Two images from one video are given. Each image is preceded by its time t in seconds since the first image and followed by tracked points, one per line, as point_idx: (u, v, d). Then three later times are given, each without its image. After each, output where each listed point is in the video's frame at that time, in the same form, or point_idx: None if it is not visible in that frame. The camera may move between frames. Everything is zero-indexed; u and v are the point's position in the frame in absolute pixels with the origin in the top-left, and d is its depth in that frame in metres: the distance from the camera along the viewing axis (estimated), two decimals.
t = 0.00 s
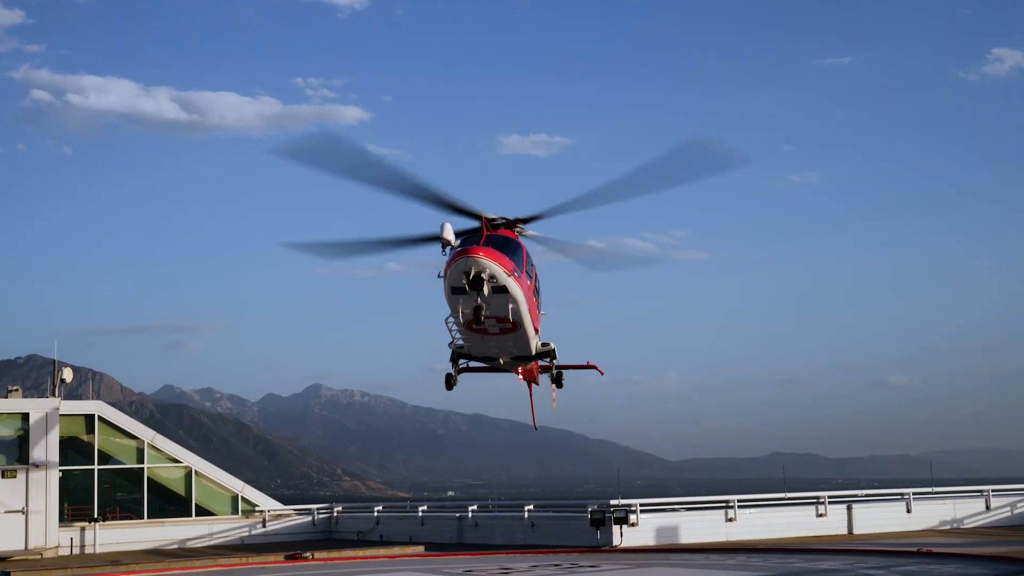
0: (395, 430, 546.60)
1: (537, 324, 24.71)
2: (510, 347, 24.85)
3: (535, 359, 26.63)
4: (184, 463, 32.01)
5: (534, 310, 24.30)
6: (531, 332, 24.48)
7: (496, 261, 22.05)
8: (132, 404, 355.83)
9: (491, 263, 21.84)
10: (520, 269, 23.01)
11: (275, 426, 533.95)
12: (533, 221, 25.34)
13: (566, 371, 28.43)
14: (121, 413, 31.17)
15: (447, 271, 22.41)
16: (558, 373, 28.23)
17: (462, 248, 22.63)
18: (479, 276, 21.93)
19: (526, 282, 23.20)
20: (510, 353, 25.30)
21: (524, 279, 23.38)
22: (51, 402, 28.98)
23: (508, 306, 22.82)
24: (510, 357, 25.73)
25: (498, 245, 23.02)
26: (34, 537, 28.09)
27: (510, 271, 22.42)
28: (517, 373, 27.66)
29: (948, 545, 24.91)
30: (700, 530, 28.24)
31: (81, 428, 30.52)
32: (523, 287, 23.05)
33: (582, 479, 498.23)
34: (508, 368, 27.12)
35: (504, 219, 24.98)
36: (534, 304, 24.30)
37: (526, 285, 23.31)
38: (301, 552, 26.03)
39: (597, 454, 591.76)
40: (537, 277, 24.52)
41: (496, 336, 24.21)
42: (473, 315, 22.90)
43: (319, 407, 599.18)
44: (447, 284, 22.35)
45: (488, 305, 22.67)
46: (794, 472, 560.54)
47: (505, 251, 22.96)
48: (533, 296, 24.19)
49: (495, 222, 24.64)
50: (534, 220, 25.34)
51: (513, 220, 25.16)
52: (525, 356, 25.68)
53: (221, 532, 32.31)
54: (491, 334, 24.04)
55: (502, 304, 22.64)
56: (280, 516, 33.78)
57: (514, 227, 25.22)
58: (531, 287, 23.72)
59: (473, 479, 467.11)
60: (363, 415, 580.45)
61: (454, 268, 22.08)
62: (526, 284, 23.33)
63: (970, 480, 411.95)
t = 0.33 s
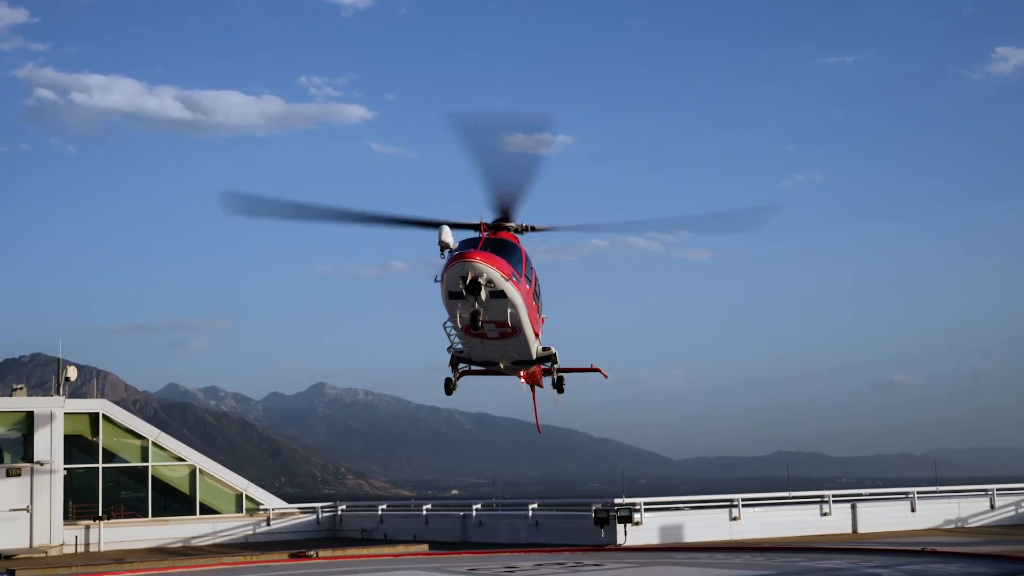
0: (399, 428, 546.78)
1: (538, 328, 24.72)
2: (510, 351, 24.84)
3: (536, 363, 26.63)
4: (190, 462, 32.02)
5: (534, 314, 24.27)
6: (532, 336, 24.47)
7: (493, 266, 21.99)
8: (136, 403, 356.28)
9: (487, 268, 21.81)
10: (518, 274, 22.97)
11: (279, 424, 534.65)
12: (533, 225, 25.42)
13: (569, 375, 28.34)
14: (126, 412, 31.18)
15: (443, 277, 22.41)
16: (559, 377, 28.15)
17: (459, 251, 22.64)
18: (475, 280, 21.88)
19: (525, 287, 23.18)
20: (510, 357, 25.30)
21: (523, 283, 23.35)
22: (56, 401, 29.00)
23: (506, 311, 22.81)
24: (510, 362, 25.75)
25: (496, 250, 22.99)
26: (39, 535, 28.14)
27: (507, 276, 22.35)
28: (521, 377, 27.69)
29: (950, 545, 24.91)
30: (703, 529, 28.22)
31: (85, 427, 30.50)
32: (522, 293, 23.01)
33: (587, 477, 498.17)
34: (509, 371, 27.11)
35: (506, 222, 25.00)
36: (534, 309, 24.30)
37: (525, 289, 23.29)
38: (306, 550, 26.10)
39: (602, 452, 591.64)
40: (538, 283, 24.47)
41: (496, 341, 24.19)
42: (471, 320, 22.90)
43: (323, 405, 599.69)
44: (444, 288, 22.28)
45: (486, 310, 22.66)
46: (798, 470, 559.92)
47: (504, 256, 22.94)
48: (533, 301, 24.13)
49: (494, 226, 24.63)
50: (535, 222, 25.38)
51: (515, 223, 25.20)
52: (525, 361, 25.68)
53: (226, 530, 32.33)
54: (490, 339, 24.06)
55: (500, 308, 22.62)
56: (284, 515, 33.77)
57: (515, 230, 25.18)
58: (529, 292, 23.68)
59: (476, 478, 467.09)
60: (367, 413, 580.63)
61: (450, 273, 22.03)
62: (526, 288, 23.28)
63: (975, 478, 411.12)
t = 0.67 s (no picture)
0: (405, 425, 547.58)
1: (539, 331, 24.58)
2: (514, 353, 24.78)
3: (539, 366, 26.51)
4: (196, 459, 32.03)
5: (536, 316, 24.17)
6: (534, 339, 24.36)
7: (492, 270, 21.90)
8: (142, 401, 357.54)
9: (486, 271, 21.70)
10: (519, 276, 22.89)
11: (285, 422, 535.77)
12: (536, 225, 25.34)
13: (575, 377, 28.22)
14: (132, 410, 31.20)
15: (442, 280, 22.28)
16: (564, 379, 28.04)
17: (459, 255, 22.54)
18: (474, 284, 21.76)
19: (526, 290, 23.09)
20: (513, 359, 25.24)
21: (523, 285, 23.25)
22: (62, 398, 29.00)
23: (507, 313, 22.73)
24: (512, 365, 25.70)
25: (496, 251, 22.89)
26: (46, 531, 28.20)
27: (508, 279, 22.26)
28: (525, 379, 27.59)
29: (958, 543, 24.87)
30: (709, 526, 28.17)
31: (91, 423, 30.51)
32: (523, 295, 22.96)
33: (593, 474, 498.69)
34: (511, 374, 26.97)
35: (505, 223, 24.91)
36: (536, 311, 24.21)
37: (525, 292, 23.19)
38: (312, 547, 26.11)
39: (607, 450, 591.99)
40: (539, 285, 24.40)
41: (499, 344, 24.11)
42: (471, 324, 22.79)
43: (329, 402, 600.82)
44: (442, 291, 22.19)
45: (486, 313, 22.54)
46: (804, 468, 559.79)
47: (505, 259, 22.85)
48: (535, 304, 24.01)
49: (494, 226, 24.56)
50: (536, 223, 25.27)
51: (517, 224, 25.13)
52: (528, 363, 25.58)
53: (232, 527, 32.41)
54: (492, 342, 23.98)
55: (501, 311, 22.53)
56: (290, 511, 33.77)
57: (516, 230, 25.14)
58: (531, 294, 23.57)
59: (482, 475, 467.87)
60: (373, 410, 581.54)
61: (449, 277, 21.94)
62: (526, 291, 23.16)
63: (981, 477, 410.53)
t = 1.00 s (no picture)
0: (409, 419, 548.07)
1: (539, 330, 24.53)
2: (514, 353, 24.76)
3: (540, 366, 26.45)
4: (200, 452, 32.06)
5: (536, 316, 24.11)
6: (534, 339, 24.31)
7: (489, 270, 21.83)
8: (147, 395, 359.11)
9: (484, 271, 21.64)
10: (517, 277, 22.80)
11: (290, 416, 536.81)
12: (537, 223, 25.37)
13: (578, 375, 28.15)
14: (138, 404, 31.25)
15: (439, 281, 22.24)
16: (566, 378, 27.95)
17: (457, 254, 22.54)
18: (472, 284, 21.71)
19: (525, 290, 22.98)
20: (513, 360, 25.21)
21: (522, 286, 23.17)
22: (67, 392, 29.03)
23: (506, 315, 22.63)
24: (513, 365, 25.67)
25: (494, 252, 22.82)
26: (51, 524, 28.29)
27: (505, 280, 22.19)
28: (527, 379, 27.45)
29: (960, 537, 24.86)
30: (713, 520, 28.14)
31: (97, 417, 30.55)
32: (522, 296, 22.81)
33: (597, 469, 498.76)
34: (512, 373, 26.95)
35: (504, 221, 24.97)
36: (536, 311, 24.16)
37: (525, 293, 23.10)
38: (315, 541, 26.09)
39: (612, 444, 592.24)
40: (539, 284, 24.30)
41: (498, 344, 24.05)
42: (468, 325, 22.74)
43: (333, 396, 601.71)
44: (440, 292, 22.17)
45: (483, 314, 22.48)
46: (808, 463, 559.42)
47: (504, 258, 22.79)
48: (534, 304, 23.94)
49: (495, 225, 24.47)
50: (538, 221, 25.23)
51: (518, 221, 25.20)
52: (529, 363, 25.54)
53: (236, 521, 32.42)
54: (492, 342, 23.92)
55: (499, 312, 22.47)
56: (294, 506, 33.85)
57: (517, 229, 25.12)
58: (530, 295, 23.45)
59: (486, 469, 468.60)
60: (377, 404, 582.29)
61: (446, 277, 21.89)
62: (526, 291, 23.09)
63: (985, 470, 409.80)
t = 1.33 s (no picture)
0: (412, 413, 548.69)
1: (538, 330, 24.64)
2: (512, 353, 24.77)
3: (539, 366, 26.46)
4: (202, 446, 32.07)
5: (534, 317, 24.17)
6: (531, 339, 24.33)
7: (485, 270, 21.74)
8: (150, 389, 360.52)
9: (479, 272, 21.54)
10: (514, 276, 22.71)
11: (292, 410, 537.39)
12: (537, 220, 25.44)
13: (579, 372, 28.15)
14: (143, 398, 31.31)
15: (433, 282, 22.17)
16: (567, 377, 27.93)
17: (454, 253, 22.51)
18: (467, 284, 21.63)
19: (521, 290, 22.92)
20: (512, 359, 25.24)
21: (520, 284, 23.08)
22: (70, 385, 29.04)
23: (503, 315, 22.60)
24: (512, 364, 25.70)
25: (491, 251, 22.76)
26: (54, 517, 28.32)
27: (502, 280, 22.10)
28: (528, 377, 27.43)
29: (963, 530, 24.86)
30: (715, 514, 28.15)
31: (101, 409, 30.57)
32: (519, 295, 22.75)
33: (599, 463, 498.91)
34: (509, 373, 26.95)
35: (501, 219, 25.04)
36: (534, 311, 24.14)
37: (522, 292, 23.03)
38: (317, 533, 26.09)
39: (613, 437, 592.82)
40: (537, 283, 24.25)
41: (496, 344, 24.08)
42: (464, 325, 22.72)
43: (336, 390, 602.42)
44: (435, 293, 22.09)
45: (480, 314, 22.51)
46: (810, 457, 559.49)
47: (500, 258, 22.72)
48: (533, 302, 23.94)
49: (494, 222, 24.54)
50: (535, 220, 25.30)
51: (514, 219, 25.26)
52: (528, 363, 25.59)
53: (239, 514, 32.49)
54: (489, 342, 23.91)
55: (496, 313, 22.41)
56: (297, 500, 33.87)
57: (515, 226, 25.23)
58: (527, 294, 23.36)
59: (488, 463, 468.43)
60: (380, 398, 582.96)
61: (441, 277, 21.79)
62: (523, 291, 23.05)
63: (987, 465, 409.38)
